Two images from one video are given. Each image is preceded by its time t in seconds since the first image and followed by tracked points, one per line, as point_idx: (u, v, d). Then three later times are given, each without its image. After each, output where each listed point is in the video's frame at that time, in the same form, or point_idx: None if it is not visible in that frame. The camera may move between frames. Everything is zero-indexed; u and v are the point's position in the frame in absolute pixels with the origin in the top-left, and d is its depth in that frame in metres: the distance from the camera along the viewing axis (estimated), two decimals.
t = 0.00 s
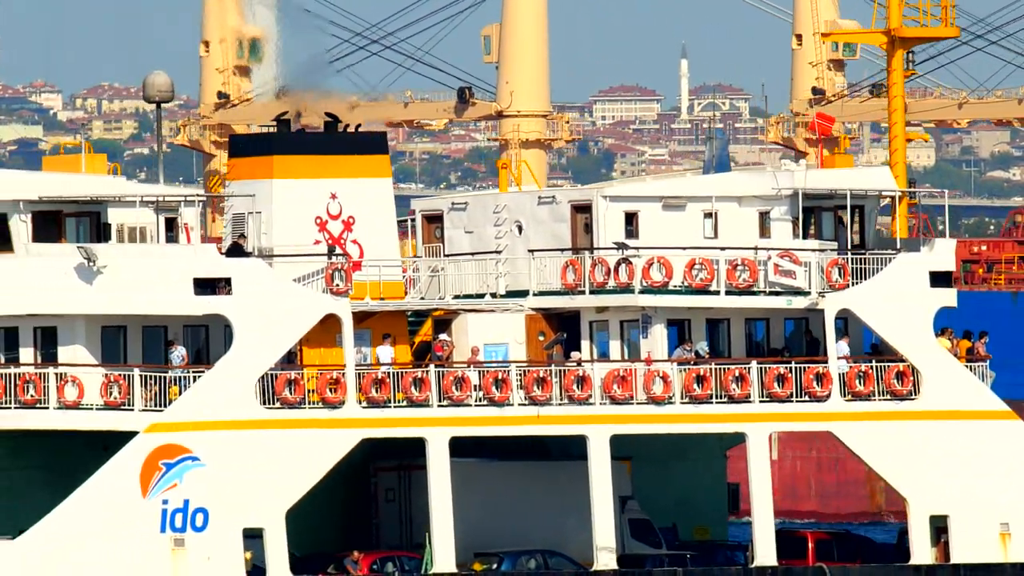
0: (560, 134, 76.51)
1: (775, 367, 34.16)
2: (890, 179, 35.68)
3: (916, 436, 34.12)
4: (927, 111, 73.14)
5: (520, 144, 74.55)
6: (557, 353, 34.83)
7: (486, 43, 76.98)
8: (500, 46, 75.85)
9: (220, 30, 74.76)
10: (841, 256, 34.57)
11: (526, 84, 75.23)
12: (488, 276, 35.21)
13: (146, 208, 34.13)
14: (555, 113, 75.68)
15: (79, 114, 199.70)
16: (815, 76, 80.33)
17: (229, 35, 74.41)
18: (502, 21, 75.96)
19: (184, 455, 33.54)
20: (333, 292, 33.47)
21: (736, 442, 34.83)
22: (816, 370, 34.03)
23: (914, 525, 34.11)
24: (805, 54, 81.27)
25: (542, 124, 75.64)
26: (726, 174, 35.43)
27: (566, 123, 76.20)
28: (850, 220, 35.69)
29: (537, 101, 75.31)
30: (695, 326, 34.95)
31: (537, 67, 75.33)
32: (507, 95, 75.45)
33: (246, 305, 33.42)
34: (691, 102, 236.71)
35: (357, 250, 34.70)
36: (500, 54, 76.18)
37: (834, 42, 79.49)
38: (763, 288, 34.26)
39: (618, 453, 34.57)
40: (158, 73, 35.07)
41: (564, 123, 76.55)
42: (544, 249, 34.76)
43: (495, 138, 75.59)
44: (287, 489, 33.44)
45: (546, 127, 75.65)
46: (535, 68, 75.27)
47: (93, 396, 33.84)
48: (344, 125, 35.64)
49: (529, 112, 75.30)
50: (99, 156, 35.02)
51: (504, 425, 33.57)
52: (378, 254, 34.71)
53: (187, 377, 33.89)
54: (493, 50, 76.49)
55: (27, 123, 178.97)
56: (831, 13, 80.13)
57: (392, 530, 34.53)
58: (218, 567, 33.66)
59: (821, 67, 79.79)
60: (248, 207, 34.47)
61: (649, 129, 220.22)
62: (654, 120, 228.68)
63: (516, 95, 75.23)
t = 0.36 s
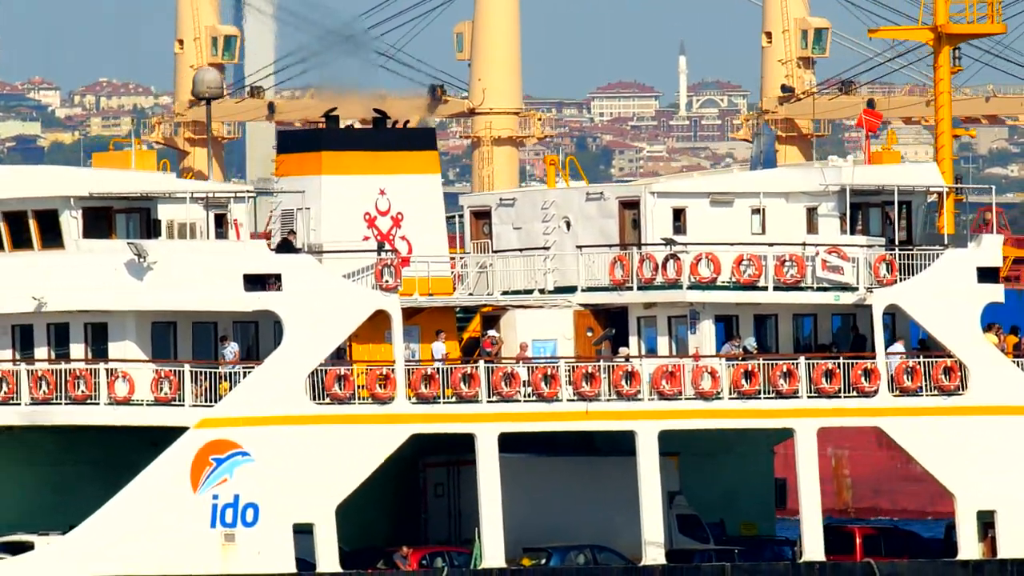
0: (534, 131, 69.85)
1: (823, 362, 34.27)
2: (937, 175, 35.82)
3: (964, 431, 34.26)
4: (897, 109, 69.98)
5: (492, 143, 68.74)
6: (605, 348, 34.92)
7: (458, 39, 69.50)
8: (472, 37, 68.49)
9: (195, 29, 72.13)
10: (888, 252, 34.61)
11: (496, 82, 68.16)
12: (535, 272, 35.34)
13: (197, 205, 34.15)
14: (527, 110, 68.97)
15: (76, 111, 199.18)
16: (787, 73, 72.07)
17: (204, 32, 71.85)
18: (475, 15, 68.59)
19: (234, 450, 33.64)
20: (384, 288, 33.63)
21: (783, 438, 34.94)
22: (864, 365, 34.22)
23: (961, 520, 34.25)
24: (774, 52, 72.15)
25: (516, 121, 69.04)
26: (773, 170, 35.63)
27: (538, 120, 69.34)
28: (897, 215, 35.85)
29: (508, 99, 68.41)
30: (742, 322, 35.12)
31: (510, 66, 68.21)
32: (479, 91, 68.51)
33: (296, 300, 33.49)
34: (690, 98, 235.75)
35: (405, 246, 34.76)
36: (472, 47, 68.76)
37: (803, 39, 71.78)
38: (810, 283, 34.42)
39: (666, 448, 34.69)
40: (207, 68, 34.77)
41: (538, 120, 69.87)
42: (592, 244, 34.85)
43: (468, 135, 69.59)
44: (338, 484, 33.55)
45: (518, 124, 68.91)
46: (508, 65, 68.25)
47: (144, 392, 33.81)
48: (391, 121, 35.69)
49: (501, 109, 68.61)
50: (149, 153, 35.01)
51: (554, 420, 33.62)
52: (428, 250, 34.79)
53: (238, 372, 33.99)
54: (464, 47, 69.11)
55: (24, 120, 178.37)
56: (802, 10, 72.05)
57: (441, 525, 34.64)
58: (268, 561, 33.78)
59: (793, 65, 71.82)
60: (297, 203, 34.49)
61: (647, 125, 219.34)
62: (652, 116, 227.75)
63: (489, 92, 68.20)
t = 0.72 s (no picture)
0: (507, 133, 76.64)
1: (872, 362, 34.34)
2: (985, 175, 36.00)
3: (1013, 430, 34.37)
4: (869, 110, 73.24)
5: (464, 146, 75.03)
6: (655, 348, 34.99)
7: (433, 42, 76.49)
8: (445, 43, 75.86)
9: (172, 29, 82.49)
10: (938, 252, 34.74)
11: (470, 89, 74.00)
12: (585, 272, 35.37)
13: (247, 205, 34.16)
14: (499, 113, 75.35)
15: (78, 111, 200.00)
16: (756, 75, 78.10)
17: (181, 34, 82.34)
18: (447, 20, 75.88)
19: (286, 449, 33.68)
20: (434, 288, 33.62)
21: (832, 437, 35.02)
22: (913, 365, 34.28)
23: (1011, 519, 34.34)
24: (746, 53, 78.63)
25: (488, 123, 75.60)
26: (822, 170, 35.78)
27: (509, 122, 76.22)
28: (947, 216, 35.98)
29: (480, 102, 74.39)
30: (792, 321, 35.27)
31: (480, 67, 74.94)
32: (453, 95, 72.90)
33: (348, 300, 33.58)
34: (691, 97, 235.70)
35: (455, 246, 34.80)
36: (446, 51, 75.98)
37: (774, 40, 78.20)
38: (860, 283, 34.45)
39: (716, 448, 34.78)
40: (259, 67, 34.79)
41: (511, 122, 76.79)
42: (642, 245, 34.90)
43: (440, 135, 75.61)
44: (391, 483, 33.63)
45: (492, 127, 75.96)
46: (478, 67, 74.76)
47: (196, 391, 33.85)
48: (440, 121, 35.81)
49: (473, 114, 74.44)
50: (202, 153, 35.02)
51: (605, 420, 33.70)
52: (478, 250, 34.88)
53: (290, 372, 34.02)
54: (439, 49, 76.04)
55: (26, 119, 179.02)
56: (773, 10, 78.27)
57: (491, 524, 34.74)
58: (320, 561, 33.86)
59: (764, 65, 77.86)
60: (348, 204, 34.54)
61: (648, 125, 219.28)
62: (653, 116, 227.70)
63: (461, 94, 73.49)
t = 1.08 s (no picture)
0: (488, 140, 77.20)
1: (921, 361, 34.42)
2: None
3: None
4: (835, 109, 76.90)
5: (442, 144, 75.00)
6: (704, 346, 35.02)
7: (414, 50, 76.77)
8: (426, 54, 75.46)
9: (147, 30, 83.98)
10: (985, 250, 34.76)
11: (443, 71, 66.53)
12: (633, 271, 35.46)
13: (298, 204, 34.34)
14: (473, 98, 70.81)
15: (76, 110, 199.19)
16: (727, 75, 82.10)
17: (155, 33, 83.80)
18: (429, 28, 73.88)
19: (337, 447, 33.74)
20: (484, 287, 33.65)
21: (879, 436, 35.18)
22: (961, 363, 34.36)
23: None
24: (717, 53, 82.29)
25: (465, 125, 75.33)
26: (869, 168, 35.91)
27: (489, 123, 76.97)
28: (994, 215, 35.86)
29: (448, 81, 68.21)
30: (840, 320, 35.29)
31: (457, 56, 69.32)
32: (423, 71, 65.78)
33: (398, 299, 33.62)
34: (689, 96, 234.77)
35: (504, 245, 34.87)
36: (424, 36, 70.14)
37: (744, 41, 81.73)
38: (908, 281, 34.45)
39: (764, 447, 34.93)
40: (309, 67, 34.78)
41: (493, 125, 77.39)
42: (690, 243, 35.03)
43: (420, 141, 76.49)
44: (442, 482, 33.74)
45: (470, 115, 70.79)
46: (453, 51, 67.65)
47: (246, 390, 33.92)
48: (489, 119, 35.83)
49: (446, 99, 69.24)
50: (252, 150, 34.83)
51: (654, 418, 33.80)
52: (527, 248, 34.97)
53: (341, 370, 34.11)
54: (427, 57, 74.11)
55: (23, 118, 178.32)
56: (743, 11, 81.89)
57: (540, 522, 34.84)
58: (371, 559, 33.94)
59: (733, 65, 81.68)
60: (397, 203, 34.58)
61: (647, 123, 218.37)
62: (651, 113, 226.60)
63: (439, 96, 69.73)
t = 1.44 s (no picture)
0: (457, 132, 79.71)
1: (970, 360, 34.47)
2: None
3: None
4: (806, 108, 78.88)
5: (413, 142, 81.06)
6: (753, 345, 35.13)
7: (383, 41, 81.39)
8: (395, 45, 79.94)
9: (123, 29, 89.74)
10: None
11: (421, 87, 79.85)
12: (682, 270, 35.54)
13: (348, 203, 34.36)
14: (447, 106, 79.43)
15: (76, 109, 198.77)
16: (699, 74, 84.47)
17: (132, 33, 89.32)
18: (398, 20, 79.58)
19: (387, 446, 33.78)
20: (534, 285, 33.70)
21: (927, 434, 35.31)
22: (1011, 362, 34.61)
23: None
24: (689, 53, 84.66)
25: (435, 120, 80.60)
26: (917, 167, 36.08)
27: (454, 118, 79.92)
28: None
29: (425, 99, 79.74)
30: (889, 318, 35.36)
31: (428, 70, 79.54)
32: (402, 95, 80.71)
33: (450, 297, 33.66)
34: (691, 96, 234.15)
35: (554, 243, 34.94)
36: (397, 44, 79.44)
37: (716, 40, 83.93)
38: (957, 280, 34.39)
39: (813, 445, 35.09)
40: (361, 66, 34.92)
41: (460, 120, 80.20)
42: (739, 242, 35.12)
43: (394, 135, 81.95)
44: (494, 481, 33.80)
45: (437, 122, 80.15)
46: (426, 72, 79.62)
47: (298, 388, 34.03)
48: (539, 119, 35.94)
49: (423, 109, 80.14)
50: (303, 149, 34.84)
51: (705, 416, 33.83)
52: (577, 247, 35.00)
53: (391, 368, 34.14)
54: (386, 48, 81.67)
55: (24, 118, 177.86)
56: (714, 12, 84.25)
57: (589, 520, 34.92)
58: (422, 557, 34.01)
59: (705, 65, 84.08)
60: (448, 202, 34.64)
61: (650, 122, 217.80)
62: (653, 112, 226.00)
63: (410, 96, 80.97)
